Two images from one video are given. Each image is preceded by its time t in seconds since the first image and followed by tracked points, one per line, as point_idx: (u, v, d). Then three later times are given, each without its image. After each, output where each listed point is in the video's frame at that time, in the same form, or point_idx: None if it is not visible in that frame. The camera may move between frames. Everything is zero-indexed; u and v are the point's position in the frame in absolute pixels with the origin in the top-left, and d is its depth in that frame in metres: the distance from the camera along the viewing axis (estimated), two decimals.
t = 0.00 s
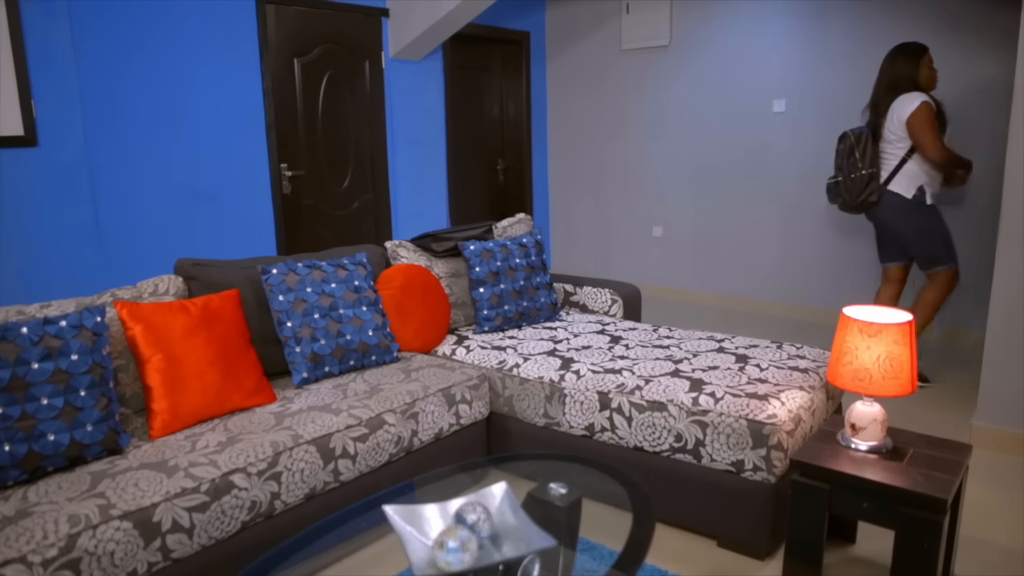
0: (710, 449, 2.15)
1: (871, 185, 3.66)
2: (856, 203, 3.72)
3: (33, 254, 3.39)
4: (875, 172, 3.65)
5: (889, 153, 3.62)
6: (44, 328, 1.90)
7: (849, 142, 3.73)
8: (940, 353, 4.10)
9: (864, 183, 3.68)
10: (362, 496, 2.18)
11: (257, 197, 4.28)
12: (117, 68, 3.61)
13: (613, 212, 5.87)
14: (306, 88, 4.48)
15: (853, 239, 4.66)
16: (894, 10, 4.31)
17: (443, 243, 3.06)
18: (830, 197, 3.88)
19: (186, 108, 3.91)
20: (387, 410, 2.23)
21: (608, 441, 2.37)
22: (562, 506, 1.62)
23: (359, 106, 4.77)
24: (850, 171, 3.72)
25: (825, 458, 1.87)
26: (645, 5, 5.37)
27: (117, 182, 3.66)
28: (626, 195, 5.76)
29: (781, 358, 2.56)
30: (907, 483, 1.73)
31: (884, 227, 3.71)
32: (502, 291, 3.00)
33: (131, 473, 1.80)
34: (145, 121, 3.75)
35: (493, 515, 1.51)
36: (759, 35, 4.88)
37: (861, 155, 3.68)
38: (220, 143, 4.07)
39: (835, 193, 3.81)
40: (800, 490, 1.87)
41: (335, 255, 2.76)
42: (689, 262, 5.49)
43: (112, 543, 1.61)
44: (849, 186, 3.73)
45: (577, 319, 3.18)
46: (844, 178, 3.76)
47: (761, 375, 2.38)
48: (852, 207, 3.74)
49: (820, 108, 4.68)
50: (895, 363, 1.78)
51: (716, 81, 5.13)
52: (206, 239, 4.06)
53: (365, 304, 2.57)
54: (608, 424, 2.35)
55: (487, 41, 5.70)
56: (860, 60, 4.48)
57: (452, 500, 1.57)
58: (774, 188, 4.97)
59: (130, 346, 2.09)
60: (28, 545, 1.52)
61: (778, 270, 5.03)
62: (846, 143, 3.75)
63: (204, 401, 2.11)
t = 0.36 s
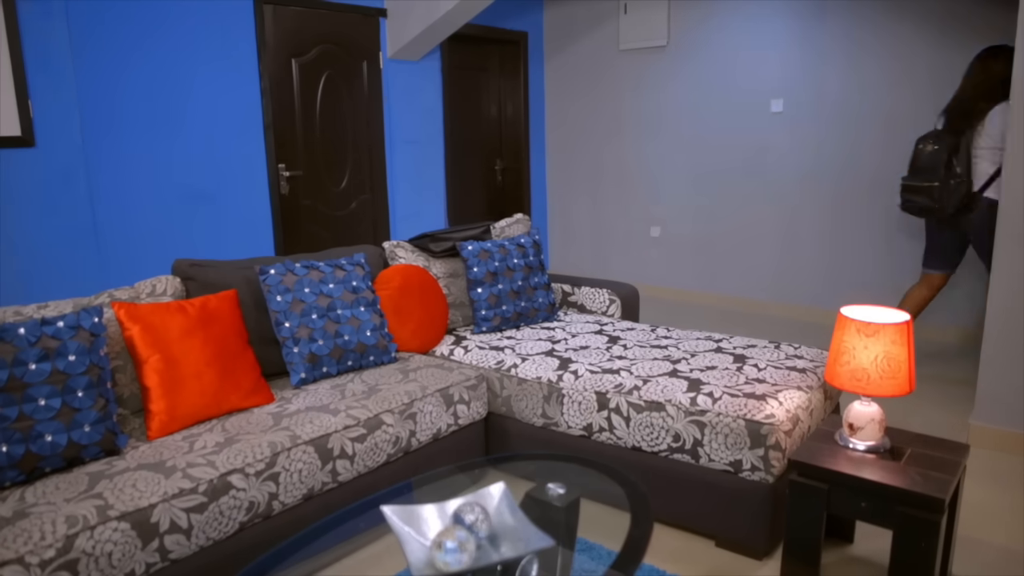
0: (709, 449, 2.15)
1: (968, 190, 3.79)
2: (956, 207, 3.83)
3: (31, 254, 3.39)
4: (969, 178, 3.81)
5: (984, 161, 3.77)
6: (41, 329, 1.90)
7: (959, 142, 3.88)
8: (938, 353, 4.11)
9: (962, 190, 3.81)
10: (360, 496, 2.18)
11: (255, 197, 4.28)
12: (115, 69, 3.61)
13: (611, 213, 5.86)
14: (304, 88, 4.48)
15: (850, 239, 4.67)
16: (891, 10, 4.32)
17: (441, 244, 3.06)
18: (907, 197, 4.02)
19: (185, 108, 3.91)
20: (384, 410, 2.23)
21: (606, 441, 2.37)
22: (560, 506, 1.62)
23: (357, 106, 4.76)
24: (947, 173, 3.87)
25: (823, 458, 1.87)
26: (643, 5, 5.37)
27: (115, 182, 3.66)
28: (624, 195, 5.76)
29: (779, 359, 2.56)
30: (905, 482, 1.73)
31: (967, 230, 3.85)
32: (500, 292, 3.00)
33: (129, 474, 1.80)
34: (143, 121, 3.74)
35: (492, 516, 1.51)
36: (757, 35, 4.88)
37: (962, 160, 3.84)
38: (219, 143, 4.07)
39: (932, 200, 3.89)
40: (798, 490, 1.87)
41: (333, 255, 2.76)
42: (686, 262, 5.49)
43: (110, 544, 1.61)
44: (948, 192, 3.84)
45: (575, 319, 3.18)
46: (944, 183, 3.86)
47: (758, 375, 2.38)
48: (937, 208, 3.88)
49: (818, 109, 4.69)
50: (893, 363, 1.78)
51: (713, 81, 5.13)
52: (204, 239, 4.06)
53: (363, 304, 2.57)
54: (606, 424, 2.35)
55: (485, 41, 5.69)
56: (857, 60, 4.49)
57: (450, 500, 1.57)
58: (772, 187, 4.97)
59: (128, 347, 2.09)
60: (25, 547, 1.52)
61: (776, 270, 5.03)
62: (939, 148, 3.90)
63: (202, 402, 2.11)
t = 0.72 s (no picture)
0: (707, 449, 2.16)
1: None
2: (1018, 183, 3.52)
3: (29, 254, 3.38)
4: None
5: None
6: (39, 329, 1.89)
7: None
8: (935, 353, 4.11)
9: None
10: (358, 496, 2.17)
11: (254, 197, 4.27)
12: (115, 69, 3.61)
13: (609, 213, 5.87)
14: (302, 88, 4.48)
15: (848, 238, 4.68)
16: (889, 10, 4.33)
17: (439, 244, 3.06)
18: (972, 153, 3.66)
19: (185, 108, 3.91)
20: (383, 410, 2.23)
21: (604, 441, 2.37)
22: (559, 506, 1.62)
23: (355, 106, 4.76)
24: None
25: (820, 458, 1.87)
26: (642, 5, 5.37)
27: (113, 182, 3.66)
28: (622, 195, 5.76)
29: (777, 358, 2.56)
30: (903, 482, 1.73)
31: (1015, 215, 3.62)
32: (498, 292, 3.00)
33: (127, 474, 1.80)
34: (143, 121, 3.75)
35: (490, 516, 1.51)
36: (755, 36, 4.89)
37: None
38: (218, 143, 4.07)
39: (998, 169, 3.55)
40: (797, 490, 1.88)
41: (331, 255, 2.76)
42: (684, 262, 5.49)
43: (107, 544, 1.61)
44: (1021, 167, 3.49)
45: (573, 319, 3.18)
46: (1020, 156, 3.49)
47: (756, 375, 2.38)
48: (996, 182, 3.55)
49: (815, 109, 4.70)
50: (891, 363, 1.79)
51: (712, 82, 5.14)
52: (203, 239, 4.06)
53: (361, 304, 2.57)
54: (604, 424, 2.35)
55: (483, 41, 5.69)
56: (855, 60, 4.50)
57: (448, 500, 1.57)
58: (770, 187, 4.98)
59: (126, 347, 2.08)
60: (23, 547, 1.52)
61: (774, 270, 5.04)
62: None
63: (200, 402, 2.11)
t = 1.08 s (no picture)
0: (707, 449, 2.16)
1: None
2: None
3: (29, 254, 3.38)
4: None
5: None
6: (39, 329, 1.89)
7: None
8: (935, 353, 4.11)
9: None
10: (358, 496, 2.17)
11: (253, 197, 4.27)
12: (114, 68, 3.61)
13: (609, 213, 5.87)
14: (302, 88, 4.48)
15: (848, 238, 4.68)
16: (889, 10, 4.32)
17: (439, 243, 3.06)
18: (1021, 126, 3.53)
19: (185, 108, 3.91)
20: (383, 410, 2.23)
21: (604, 441, 2.37)
22: (559, 506, 1.63)
23: (355, 106, 4.76)
24: None
25: (821, 458, 1.87)
26: (642, 5, 5.37)
27: (114, 182, 3.66)
28: (621, 195, 5.76)
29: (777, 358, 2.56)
30: (903, 482, 1.73)
31: None
32: (498, 292, 3.00)
33: (127, 474, 1.80)
34: (143, 121, 3.74)
35: (490, 516, 1.51)
36: (754, 36, 4.89)
37: None
38: (218, 143, 4.07)
39: None
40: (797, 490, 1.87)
41: (330, 255, 2.76)
42: (684, 262, 5.49)
43: (108, 544, 1.61)
44: None
45: (573, 319, 3.18)
46: None
47: (757, 375, 2.38)
48: None
49: (815, 108, 4.70)
50: (891, 363, 1.79)
51: (711, 81, 5.14)
52: (203, 238, 4.06)
53: (361, 304, 2.57)
54: (604, 424, 2.35)
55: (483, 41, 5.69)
56: (855, 60, 4.50)
57: (447, 500, 1.57)
58: (770, 187, 4.98)
59: (126, 347, 2.08)
60: (23, 547, 1.52)
61: (774, 270, 5.04)
62: None
63: (200, 402, 2.11)
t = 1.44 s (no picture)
0: (707, 449, 2.15)
1: None
2: None
3: (29, 254, 3.38)
4: None
5: None
6: (39, 329, 1.90)
7: None
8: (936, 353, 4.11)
9: None
10: (358, 496, 2.17)
11: (253, 197, 4.27)
12: (114, 68, 3.61)
13: (609, 213, 5.86)
14: (302, 88, 4.48)
15: (849, 238, 4.67)
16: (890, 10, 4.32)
17: (439, 243, 3.06)
18: None
19: (184, 108, 3.91)
20: (383, 410, 2.23)
21: (604, 441, 2.37)
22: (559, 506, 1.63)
23: (355, 106, 4.76)
24: None
25: (821, 458, 1.87)
26: (642, 4, 5.37)
27: (114, 182, 3.66)
28: (622, 195, 5.76)
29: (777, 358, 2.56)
30: (904, 482, 1.73)
31: None
32: (499, 291, 3.00)
33: (127, 474, 1.80)
34: (143, 121, 3.74)
35: (491, 516, 1.51)
36: (755, 35, 4.89)
37: None
38: (217, 143, 4.07)
39: None
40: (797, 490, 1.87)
41: (330, 255, 2.76)
42: (685, 262, 5.49)
43: (108, 544, 1.61)
44: None
45: (573, 319, 3.18)
46: None
47: (757, 375, 2.38)
48: None
49: (816, 108, 4.70)
50: (891, 363, 1.78)
51: (712, 81, 5.14)
52: (202, 238, 4.06)
53: (361, 304, 2.57)
54: (604, 424, 2.35)
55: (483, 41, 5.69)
56: (855, 60, 4.50)
57: (448, 500, 1.57)
58: (770, 187, 4.98)
59: (126, 347, 2.08)
60: (23, 547, 1.52)
61: (774, 270, 5.04)
62: None
63: (200, 401, 2.11)
